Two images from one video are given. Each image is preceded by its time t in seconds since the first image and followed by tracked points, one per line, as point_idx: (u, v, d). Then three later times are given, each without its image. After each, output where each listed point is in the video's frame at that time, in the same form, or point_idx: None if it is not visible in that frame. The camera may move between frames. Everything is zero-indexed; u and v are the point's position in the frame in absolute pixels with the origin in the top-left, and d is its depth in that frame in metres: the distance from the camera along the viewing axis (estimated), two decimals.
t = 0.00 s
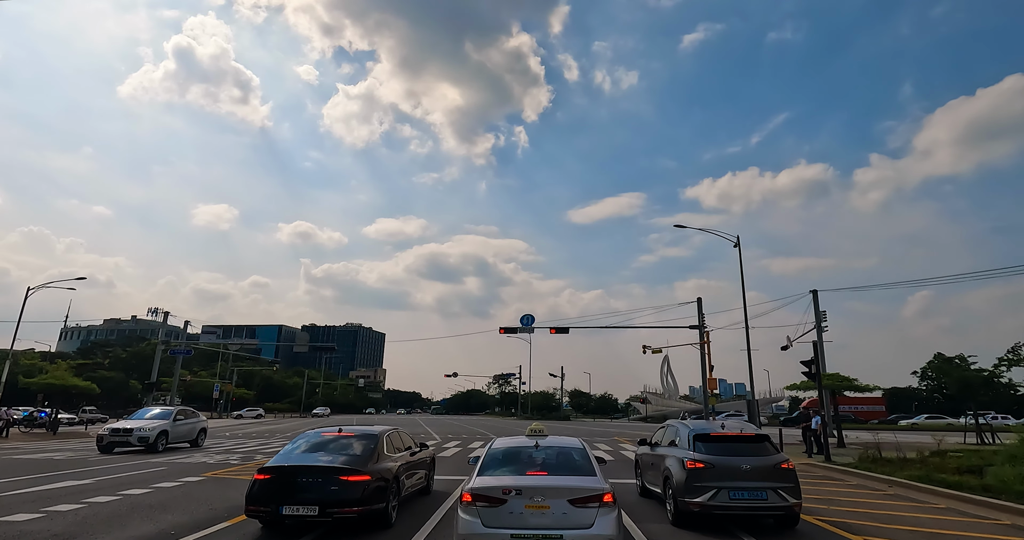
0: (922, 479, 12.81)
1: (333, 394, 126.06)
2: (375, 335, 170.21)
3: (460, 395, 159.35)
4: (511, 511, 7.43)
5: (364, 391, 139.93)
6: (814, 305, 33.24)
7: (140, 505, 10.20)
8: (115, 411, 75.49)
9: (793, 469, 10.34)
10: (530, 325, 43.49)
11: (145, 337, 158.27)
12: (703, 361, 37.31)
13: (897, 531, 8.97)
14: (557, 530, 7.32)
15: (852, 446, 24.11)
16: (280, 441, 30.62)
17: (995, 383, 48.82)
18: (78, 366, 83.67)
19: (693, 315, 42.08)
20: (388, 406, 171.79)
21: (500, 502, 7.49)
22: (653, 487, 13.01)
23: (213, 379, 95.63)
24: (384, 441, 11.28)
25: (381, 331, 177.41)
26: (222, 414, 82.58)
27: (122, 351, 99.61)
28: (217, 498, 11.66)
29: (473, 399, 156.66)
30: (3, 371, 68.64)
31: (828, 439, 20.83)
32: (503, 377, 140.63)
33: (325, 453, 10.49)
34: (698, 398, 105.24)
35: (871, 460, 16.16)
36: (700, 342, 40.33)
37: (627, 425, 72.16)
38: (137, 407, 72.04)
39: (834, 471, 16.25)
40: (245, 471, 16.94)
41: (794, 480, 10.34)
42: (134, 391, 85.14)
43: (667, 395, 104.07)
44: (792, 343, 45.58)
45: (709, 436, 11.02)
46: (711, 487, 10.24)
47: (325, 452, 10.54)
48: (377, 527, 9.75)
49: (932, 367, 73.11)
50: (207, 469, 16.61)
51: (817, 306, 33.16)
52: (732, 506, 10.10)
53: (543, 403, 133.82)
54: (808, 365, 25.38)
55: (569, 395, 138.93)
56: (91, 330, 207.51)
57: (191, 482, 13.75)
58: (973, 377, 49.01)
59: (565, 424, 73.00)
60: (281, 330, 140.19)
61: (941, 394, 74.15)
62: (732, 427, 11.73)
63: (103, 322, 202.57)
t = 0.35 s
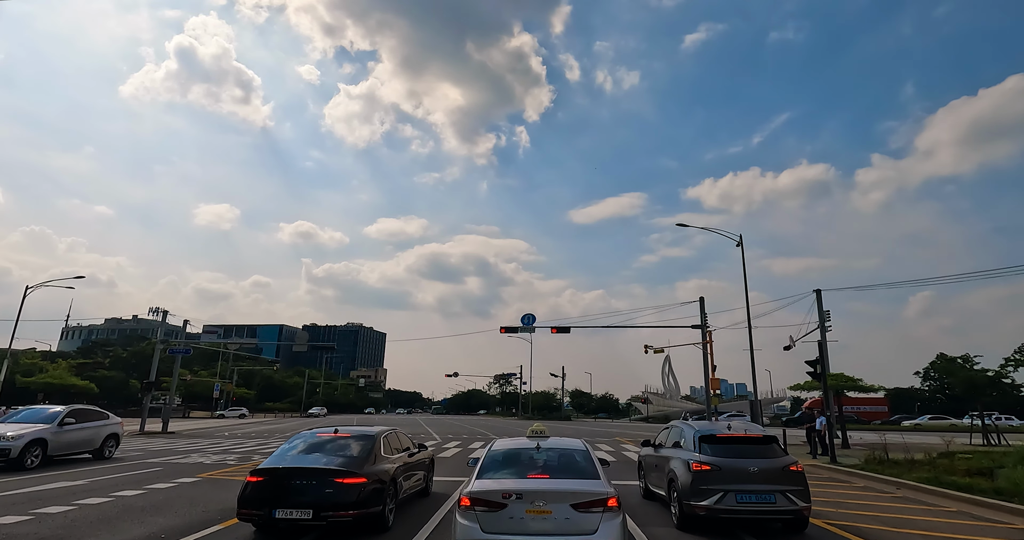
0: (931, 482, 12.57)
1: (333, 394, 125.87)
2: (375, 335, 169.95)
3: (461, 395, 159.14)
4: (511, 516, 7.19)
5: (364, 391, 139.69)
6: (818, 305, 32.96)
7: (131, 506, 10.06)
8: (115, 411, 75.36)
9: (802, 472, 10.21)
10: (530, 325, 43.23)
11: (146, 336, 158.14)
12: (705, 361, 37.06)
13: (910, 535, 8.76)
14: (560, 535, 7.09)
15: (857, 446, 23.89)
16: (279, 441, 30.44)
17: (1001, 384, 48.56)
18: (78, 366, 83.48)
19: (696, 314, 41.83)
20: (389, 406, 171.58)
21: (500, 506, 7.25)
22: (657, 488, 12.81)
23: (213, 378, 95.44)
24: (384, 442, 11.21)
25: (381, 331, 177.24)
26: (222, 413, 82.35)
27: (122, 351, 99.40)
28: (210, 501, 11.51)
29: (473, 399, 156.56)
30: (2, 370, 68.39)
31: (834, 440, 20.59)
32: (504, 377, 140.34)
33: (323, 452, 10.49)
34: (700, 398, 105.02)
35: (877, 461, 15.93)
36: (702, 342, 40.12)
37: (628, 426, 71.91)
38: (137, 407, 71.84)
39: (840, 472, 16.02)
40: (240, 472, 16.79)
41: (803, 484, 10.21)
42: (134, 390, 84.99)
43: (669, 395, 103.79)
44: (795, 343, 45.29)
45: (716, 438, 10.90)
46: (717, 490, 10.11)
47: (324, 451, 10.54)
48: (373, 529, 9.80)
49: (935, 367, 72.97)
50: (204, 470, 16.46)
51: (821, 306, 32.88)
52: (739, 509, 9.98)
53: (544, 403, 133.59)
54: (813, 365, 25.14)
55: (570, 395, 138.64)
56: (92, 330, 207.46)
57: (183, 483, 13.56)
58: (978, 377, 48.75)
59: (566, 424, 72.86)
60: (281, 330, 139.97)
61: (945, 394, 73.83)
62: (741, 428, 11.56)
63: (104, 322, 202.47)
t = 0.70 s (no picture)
0: (937, 484, 12.43)
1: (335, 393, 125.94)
2: (376, 335, 170.16)
3: (462, 395, 159.41)
4: (511, 519, 7.08)
5: (366, 391, 139.83)
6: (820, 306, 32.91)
7: (128, 506, 10.00)
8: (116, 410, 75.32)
9: (805, 474, 10.20)
10: (531, 324, 43.17)
11: (147, 336, 158.28)
12: (707, 361, 36.92)
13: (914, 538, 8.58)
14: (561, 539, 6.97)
15: (860, 447, 23.73)
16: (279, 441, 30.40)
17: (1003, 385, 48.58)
18: (78, 365, 83.41)
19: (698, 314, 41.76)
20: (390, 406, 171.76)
21: (500, 509, 7.14)
22: (658, 490, 12.76)
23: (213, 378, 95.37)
24: (382, 441, 11.11)
25: (382, 332, 177.44)
26: (223, 413, 82.29)
27: (123, 350, 99.39)
28: (204, 503, 11.51)
29: (474, 399, 157.12)
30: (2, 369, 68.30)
31: (837, 440, 20.45)
32: (505, 377, 140.54)
33: (322, 450, 10.43)
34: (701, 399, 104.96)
35: (882, 463, 15.79)
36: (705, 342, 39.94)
37: (629, 426, 71.85)
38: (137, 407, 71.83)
39: (843, 473, 15.94)
40: (239, 473, 16.72)
41: (807, 487, 10.13)
42: (134, 389, 84.97)
43: (670, 396, 103.71)
44: (796, 343, 45.25)
45: (720, 439, 10.89)
46: (721, 492, 10.09)
47: (321, 450, 10.44)
48: (374, 531, 9.72)
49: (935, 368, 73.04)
50: (201, 470, 16.39)
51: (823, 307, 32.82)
52: (743, 511, 9.94)
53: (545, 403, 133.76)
54: (815, 365, 25.04)
55: (571, 395, 138.68)
56: (93, 329, 207.85)
57: (181, 484, 13.47)
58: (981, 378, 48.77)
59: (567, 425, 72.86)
60: (283, 330, 140.02)
61: (947, 394, 73.72)
62: (746, 429, 11.54)
63: (105, 321, 202.20)
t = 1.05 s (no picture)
0: (952, 496, 12.34)
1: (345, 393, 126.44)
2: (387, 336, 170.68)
3: (472, 397, 159.54)
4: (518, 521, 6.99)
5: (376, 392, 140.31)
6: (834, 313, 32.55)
7: (138, 503, 10.14)
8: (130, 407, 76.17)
9: (812, 481, 10.36)
10: (542, 327, 43.15)
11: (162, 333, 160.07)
12: (718, 366, 36.71)
13: None
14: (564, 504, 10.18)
15: (874, 457, 23.43)
16: (290, 440, 30.55)
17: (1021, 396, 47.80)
18: (95, 362, 84.69)
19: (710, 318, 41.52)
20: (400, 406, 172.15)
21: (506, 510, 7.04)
22: (665, 494, 12.79)
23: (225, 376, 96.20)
24: (402, 441, 12.62)
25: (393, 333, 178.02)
26: (235, 411, 82.95)
27: (138, 347, 100.70)
28: (214, 499, 11.64)
29: (484, 401, 157.33)
30: (21, 365, 69.36)
31: (850, 449, 20.25)
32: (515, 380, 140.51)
33: (349, 446, 11.88)
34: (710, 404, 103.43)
35: (894, 473, 15.64)
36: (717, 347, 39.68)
37: (639, 431, 71.49)
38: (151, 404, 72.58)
39: (856, 483, 15.76)
40: (250, 474, 16.69)
41: (812, 495, 10.34)
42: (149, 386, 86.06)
43: (681, 401, 102.94)
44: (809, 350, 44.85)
45: (728, 446, 11.15)
46: (726, 498, 10.33)
47: (348, 445, 11.87)
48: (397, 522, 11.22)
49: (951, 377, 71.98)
50: (213, 468, 16.54)
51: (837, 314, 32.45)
52: (750, 520, 10.16)
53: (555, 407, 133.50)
54: (829, 372, 24.78)
55: (581, 398, 138.26)
56: (109, 326, 210.44)
57: (191, 482, 13.43)
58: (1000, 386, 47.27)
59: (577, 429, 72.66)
60: (295, 329, 140.87)
61: (965, 403, 72.57)
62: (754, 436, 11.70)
63: (120, 318, 204.29)
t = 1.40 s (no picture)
0: (953, 496, 12.31)
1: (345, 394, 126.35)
2: (388, 337, 170.62)
3: (472, 397, 159.56)
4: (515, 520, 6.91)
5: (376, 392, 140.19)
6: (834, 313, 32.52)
7: (142, 501, 10.19)
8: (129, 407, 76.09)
9: (802, 481, 10.61)
10: (542, 327, 43.13)
11: (162, 333, 160.27)
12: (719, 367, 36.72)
13: None
14: (562, 493, 12.17)
15: (874, 457, 23.43)
16: (290, 440, 30.59)
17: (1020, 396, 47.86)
18: (95, 361, 84.89)
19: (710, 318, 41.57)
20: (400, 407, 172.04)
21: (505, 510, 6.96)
22: (661, 492, 12.81)
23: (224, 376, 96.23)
24: (414, 439, 13.15)
25: (394, 334, 178.21)
26: (235, 412, 82.90)
27: (138, 347, 100.86)
28: (216, 500, 11.72)
29: (484, 402, 157.45)
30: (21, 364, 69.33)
31: (851, 450, 20.24)
32: (515, 380, 140.49)
33: (365, 442, 12.58)
34: (710, 405, 103.61)
35: (895, 473, 15.60)
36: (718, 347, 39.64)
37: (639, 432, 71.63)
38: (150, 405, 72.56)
39: (856, 484, 15.71)
40: (249, 474, 16.59)
41: (803, 494, 10.57)
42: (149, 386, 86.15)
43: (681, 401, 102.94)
44: (810, 351, 44.85)
45: (723, 445, 11.33)
46: (720, 496, 10.56)
47: (364, 443, 12.56)
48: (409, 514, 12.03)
49: (952, 378, 71.84)
50: (212, 469, 16.48)
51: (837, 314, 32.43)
52: (740, 514, 10.40)
53: (555, 408, 133.52)
54: (829, 372, 24.74)
55: (581, 399, 138.22)
56: (110, 326, 210.60)
57: (189, 483, 13.30)
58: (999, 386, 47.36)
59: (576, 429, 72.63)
60: (295, 329, 140.92)
61: (965, 403, 72.51)
62: (742, 435, 11.93)
63: (122, 318, 204.42)
